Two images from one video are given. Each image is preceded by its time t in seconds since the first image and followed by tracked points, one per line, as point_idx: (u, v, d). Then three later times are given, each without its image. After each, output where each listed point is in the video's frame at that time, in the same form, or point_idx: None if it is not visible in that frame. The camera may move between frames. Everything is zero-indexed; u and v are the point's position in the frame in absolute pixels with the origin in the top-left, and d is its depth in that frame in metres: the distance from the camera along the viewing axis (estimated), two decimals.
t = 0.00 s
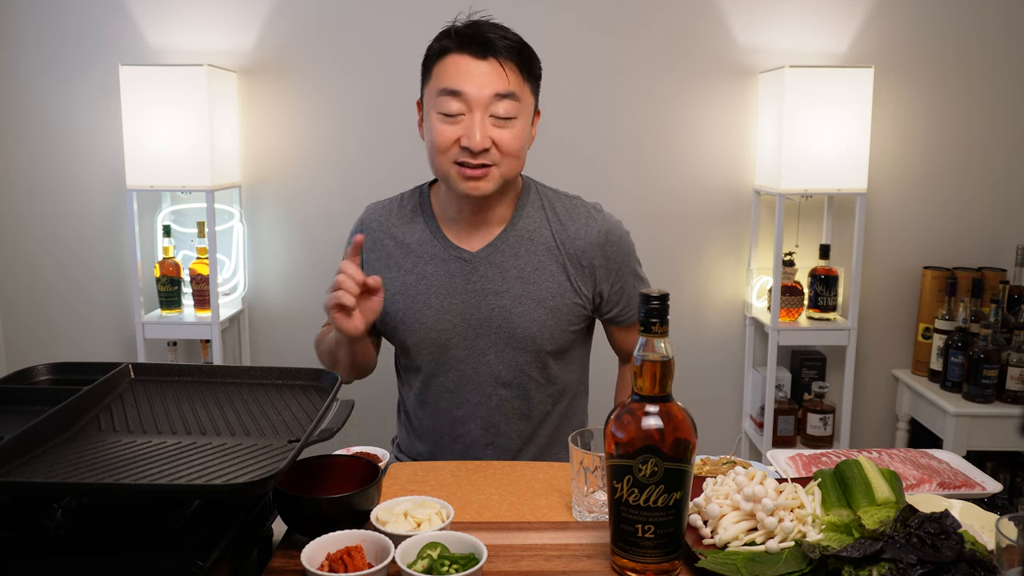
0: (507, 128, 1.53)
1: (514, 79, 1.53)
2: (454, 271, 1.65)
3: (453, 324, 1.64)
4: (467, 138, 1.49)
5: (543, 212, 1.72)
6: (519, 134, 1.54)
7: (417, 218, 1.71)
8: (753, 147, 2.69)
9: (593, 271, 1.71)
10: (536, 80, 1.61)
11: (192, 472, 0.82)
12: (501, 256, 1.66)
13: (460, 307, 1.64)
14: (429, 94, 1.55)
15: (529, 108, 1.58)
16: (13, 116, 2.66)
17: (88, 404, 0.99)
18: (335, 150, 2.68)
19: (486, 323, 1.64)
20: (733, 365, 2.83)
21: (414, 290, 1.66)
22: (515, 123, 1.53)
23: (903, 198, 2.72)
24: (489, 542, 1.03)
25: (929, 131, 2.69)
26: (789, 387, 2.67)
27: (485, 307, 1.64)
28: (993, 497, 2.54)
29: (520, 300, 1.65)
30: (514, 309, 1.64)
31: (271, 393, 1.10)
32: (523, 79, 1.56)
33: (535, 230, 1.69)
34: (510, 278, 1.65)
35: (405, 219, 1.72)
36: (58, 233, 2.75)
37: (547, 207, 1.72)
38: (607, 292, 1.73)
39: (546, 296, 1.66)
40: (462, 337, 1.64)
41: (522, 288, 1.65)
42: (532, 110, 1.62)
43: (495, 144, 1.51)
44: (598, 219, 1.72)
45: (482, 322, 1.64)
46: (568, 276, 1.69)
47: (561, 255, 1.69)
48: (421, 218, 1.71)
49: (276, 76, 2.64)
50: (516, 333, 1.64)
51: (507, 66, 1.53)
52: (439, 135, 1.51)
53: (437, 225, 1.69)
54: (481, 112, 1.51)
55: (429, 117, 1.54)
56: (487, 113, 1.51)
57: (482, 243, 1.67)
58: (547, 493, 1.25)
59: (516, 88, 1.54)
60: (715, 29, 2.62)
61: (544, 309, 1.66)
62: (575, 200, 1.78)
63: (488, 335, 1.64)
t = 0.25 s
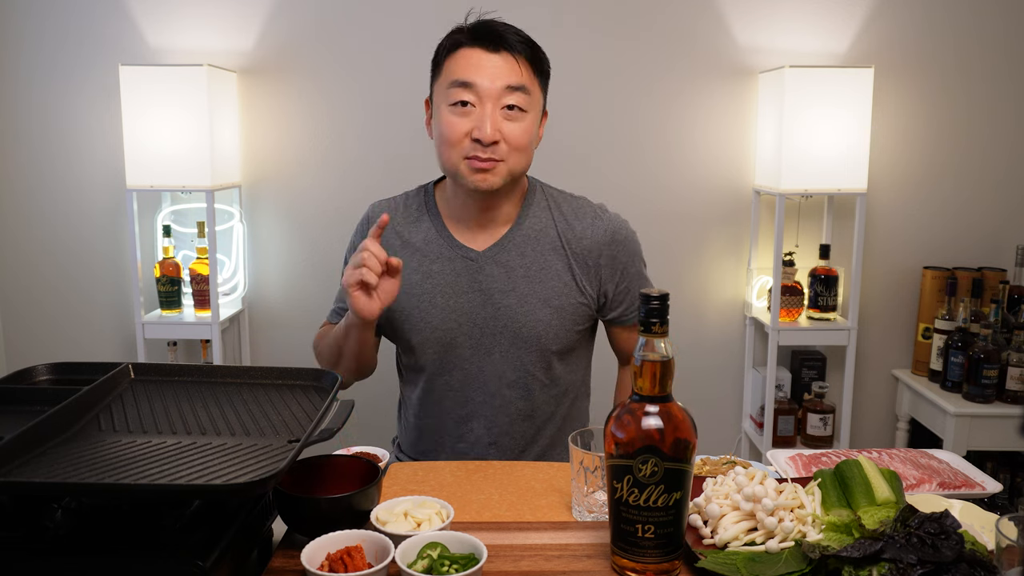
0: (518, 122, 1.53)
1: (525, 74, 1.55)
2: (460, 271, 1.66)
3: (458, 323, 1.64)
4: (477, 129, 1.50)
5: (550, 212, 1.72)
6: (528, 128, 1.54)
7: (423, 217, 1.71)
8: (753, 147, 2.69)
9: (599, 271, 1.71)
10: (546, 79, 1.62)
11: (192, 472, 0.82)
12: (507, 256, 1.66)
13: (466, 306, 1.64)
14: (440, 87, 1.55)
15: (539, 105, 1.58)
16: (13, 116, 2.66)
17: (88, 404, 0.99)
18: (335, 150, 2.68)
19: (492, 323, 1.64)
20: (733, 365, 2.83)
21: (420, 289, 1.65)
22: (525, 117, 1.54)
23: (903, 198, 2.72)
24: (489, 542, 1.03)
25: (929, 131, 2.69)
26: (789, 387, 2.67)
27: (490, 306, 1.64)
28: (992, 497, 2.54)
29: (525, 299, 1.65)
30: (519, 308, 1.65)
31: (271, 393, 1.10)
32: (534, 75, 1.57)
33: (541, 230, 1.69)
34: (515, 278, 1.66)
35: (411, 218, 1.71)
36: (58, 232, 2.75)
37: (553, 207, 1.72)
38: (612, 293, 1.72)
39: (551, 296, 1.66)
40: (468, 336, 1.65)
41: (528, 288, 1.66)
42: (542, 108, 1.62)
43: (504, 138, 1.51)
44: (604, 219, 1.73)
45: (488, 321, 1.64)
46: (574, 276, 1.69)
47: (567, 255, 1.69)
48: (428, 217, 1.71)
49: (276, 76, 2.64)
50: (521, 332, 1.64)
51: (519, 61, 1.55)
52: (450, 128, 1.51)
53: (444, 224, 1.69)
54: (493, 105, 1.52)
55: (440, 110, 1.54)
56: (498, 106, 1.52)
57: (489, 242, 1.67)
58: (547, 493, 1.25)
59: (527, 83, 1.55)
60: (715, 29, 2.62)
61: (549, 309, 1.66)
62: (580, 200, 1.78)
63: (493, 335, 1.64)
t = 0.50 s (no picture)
0: (548, 134, 1.53)
1: (557, 85, 1.55)
2: (473, 274, 1.65)
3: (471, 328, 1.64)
4: (508, 139, 1.49)
5: (563, 216, 1.72)
6: (557, 142, 1.55)
7: (436, 218, 1.70)
8: (754, 147, 2.69)
9: (610, 277, 1.73)
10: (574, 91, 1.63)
11: (192, 472, 0.82)
12: (521, 261, 1.66)
13: (479, 310, 1.64)
14: (470, 92, 1.55)
15: (567, 117, 1.59)
16: (12, 116, 2.66)
17: (87, 404, 0.99)
18: (335, 150, 2.68)
19: (506, 328, 1.64)
20: (733, 365, 2.83)
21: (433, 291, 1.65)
22: (554, 129, 1.55)
23: (903, 198, 2.72)
24: (488, 542, 1.03)
25: (930, 131, 2.69)
26: (789, 387, 2.67)
27: (503, 311, 1.64)
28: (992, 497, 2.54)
29: (539, 305, 1.65)
30: (532, 314, 1.65)
31: (271, 393, 1.10)
32: (565, 86, 1.57)
33: (554, 235, 1.69)
34: (528, 283, 1.66)
35: (424, 219, 1.70)
36: (58, 232, 2.75)
37: (567, 211, 1.73)
38: (622, 298, 1.75)
39: (564, 302, 1.67)
40: (479, 341, 1.64)
41: (541, 293, 1.66)
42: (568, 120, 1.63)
43: (534, 148, 1.51)
44: (617, 224, 1.74)
45: (501, 326, 1.64)
46: (587, 282, 1.70)
47: (579, 260, 1.69)
48: (440, 218, 1.69)
49: (276, 76, 2.64)
50: (533, 337, 1.65)
51: (552, 72, 1.55)
52: (478, 135, 1.51)
53: (457, 226, 1.68)
54: (524, 115, 1.52)
55: (468, 114, 1.54)
56: (530, 117, 1.52)
57: (502, 247, 1.67)
58: (547, 493, 1.25)
59: (558, 94, 1.55)
60: (715, 29, 2.62)
61: (562, 314, 1.66)
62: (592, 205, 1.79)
63: (506, 339, 1.64)
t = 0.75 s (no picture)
0: (547, 127, 1.53)
1: (557, 78, 1.55)
2: (477, 279, 1.65)
3: (473, 332, 1.64)
4: (506, 132, 1.50)
5: (567, 220, 1.72)
6: (557, 135, 1.55)
7: (438, 222, 1.69)
8: (754, 147, 2.69)
9: (614, 281, 1.72)
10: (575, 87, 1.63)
11: (192, 472, 0.82)
12: (524, 265, 1.66)
13: (482, 315, 1.64)
14: (468, 87, 1.55)
15: (567, 112, 1.59)
16: (13, 116, 2.66)
17: (87, 404, 0.99)
18: (335, 150, 2.68)
19: (509, 333, 1.64)
20: (733, 365, 2.83)
21: (436, 296, 1.65)
22: (553, 123, 1.54)
23: (903, 198, 2.72)
24: (488, 542, 1.03)
25: (930, 131, 2.69)
26: (789, 387, 2.67)
27: (506, 316, 1.64)
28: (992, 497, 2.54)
29: (542, 310, 1.65)
30: (535, 319, 1.65)
31: (272, 393, 1.10)
32: (564, 80, 1.57)
33: (558, 239, 1.69)
34: (532, 287, 1.65)
35: (427, 222, 1.69)
36: (58, 232, 2.75)
37: (570, 215, 1.72)
38: (627, 302, 1.74)
39: (568, 306, 1.66)
40: (482, 345, 1.65)
41: (544, 298, 1.65)
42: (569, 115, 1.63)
43: (534, 141, 1.51)
44: (621, 227, 1.73)
45: (504, 331, 1.64)
46: (591, 287, 1.69)
47: (583, 264, 1.69)
48: (443, 222, 1.69)
49: (276, 76, 2.64)
50: (536, 342, 1.65)
51: (550, 65, 1.55)
52: (476, 128, 1.52)
53: (460, 230, 1.68)
54: (522, 108, 1.52)
55: (467, 109, 1.55)
56: (528, 110, 1.52)
57: (506, 251, 1.67)
58: (547, 493, 1.25)
59: (557, 88, 1.55)
60: (716, 29, 2.62)
61: (565, 319, 1.66)
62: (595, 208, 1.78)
63: (509, 344, 1.65)
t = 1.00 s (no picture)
0: (542, 133, 1.53)
1: (553, 83, 1.54)
2: (474, 284, 1.65)
3: (469, 336, 1.64)
4: (501, 138, 1.49)
5: (565, 225, 1.72)
6: (553, 140, 1.54)
7: (437, 225, 1.69)
8: (754, 147, 2.69)
9: (613, 286, 1.71)
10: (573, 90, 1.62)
11: (192, 472, 0.82)
12: (521, 270, 1.65)
13: (479, 319, 1.64)
14: (464, 92, 1.55)
15: (564, 117, 1.58)
16: (13, 116, 2.66)
17: (87, 404, 0.99)
18: (335, 150, 2.68)
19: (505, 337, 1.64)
20: (733, 365, 2.83)
21: (432, 299, 1.65)
22: (549, 128, 1.54)
23: (903, 198, 2.72)
24: (488, 542, 1.03)
25: (930, 131, 2.69)
26: (789, 387, 2.67)
27: (502, 320, 1.64)
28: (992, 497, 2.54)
29: (539, 315, 1.64)
30: (532, 323, 1.64)
31: (271, 393, 1.10)
32: (561, 84, 1.57)
33: (556, 244, 1.69)
34: (529, 291, 1.65)
35: (425, 226, 1.69)
36: (58, 232, 2.75)
37: (569, 219, 1.72)
38: (626, 307, 1.73)
39: (565, 311, 1.66)
40: (478, 349, 1.65)
41: (541, 303, 1.65)
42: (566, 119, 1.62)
43: (529, 147, 1.51)
44: (621, 232, 1.72)
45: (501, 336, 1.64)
46: (589, 292, 1.69)
47: (581, 269, 1.68)
48: (441, 225, 1.69)
49: (276, 76, 2.64)
50: (532, 347, 1.64)
51: (547, 69, 1.54)
52: (472, 134, 1.52)
53: (458, 233, 1.67)
54: (517, 113, 1.52)
55: (462, 114, 1.55)
56: (524, 115, 1.52)
57: (503, 255, 1.66)
58: (547, 492, 1.25)
59: (554, 93, 1.55)
60: (716, 29, 2.62)
61: (562, 324, 1.65)
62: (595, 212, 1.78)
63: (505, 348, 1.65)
